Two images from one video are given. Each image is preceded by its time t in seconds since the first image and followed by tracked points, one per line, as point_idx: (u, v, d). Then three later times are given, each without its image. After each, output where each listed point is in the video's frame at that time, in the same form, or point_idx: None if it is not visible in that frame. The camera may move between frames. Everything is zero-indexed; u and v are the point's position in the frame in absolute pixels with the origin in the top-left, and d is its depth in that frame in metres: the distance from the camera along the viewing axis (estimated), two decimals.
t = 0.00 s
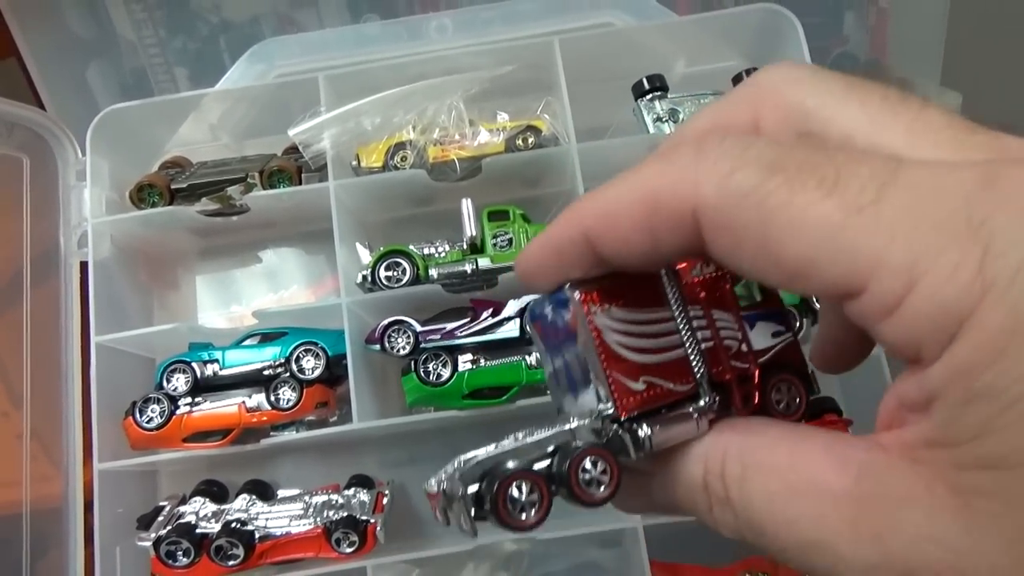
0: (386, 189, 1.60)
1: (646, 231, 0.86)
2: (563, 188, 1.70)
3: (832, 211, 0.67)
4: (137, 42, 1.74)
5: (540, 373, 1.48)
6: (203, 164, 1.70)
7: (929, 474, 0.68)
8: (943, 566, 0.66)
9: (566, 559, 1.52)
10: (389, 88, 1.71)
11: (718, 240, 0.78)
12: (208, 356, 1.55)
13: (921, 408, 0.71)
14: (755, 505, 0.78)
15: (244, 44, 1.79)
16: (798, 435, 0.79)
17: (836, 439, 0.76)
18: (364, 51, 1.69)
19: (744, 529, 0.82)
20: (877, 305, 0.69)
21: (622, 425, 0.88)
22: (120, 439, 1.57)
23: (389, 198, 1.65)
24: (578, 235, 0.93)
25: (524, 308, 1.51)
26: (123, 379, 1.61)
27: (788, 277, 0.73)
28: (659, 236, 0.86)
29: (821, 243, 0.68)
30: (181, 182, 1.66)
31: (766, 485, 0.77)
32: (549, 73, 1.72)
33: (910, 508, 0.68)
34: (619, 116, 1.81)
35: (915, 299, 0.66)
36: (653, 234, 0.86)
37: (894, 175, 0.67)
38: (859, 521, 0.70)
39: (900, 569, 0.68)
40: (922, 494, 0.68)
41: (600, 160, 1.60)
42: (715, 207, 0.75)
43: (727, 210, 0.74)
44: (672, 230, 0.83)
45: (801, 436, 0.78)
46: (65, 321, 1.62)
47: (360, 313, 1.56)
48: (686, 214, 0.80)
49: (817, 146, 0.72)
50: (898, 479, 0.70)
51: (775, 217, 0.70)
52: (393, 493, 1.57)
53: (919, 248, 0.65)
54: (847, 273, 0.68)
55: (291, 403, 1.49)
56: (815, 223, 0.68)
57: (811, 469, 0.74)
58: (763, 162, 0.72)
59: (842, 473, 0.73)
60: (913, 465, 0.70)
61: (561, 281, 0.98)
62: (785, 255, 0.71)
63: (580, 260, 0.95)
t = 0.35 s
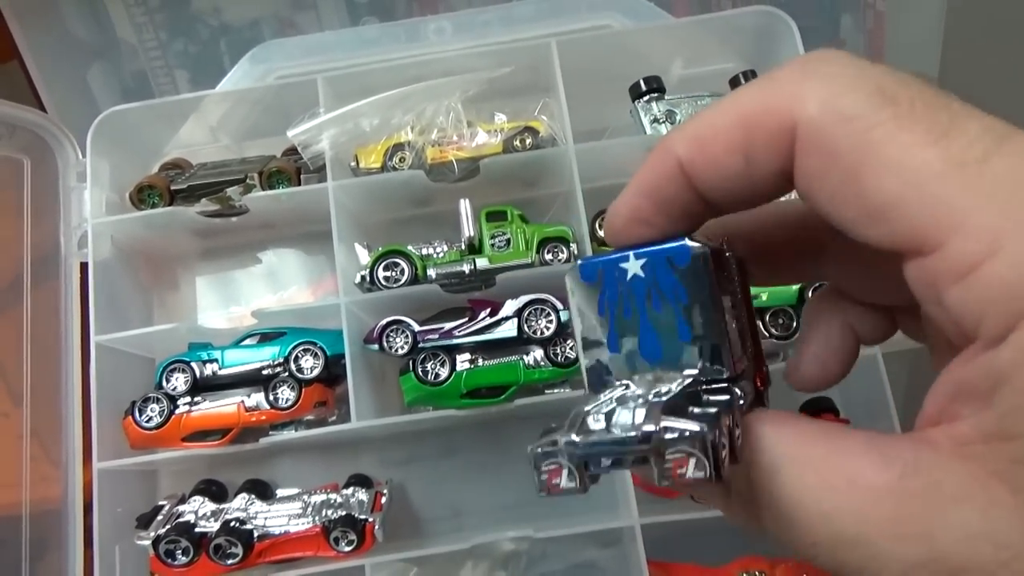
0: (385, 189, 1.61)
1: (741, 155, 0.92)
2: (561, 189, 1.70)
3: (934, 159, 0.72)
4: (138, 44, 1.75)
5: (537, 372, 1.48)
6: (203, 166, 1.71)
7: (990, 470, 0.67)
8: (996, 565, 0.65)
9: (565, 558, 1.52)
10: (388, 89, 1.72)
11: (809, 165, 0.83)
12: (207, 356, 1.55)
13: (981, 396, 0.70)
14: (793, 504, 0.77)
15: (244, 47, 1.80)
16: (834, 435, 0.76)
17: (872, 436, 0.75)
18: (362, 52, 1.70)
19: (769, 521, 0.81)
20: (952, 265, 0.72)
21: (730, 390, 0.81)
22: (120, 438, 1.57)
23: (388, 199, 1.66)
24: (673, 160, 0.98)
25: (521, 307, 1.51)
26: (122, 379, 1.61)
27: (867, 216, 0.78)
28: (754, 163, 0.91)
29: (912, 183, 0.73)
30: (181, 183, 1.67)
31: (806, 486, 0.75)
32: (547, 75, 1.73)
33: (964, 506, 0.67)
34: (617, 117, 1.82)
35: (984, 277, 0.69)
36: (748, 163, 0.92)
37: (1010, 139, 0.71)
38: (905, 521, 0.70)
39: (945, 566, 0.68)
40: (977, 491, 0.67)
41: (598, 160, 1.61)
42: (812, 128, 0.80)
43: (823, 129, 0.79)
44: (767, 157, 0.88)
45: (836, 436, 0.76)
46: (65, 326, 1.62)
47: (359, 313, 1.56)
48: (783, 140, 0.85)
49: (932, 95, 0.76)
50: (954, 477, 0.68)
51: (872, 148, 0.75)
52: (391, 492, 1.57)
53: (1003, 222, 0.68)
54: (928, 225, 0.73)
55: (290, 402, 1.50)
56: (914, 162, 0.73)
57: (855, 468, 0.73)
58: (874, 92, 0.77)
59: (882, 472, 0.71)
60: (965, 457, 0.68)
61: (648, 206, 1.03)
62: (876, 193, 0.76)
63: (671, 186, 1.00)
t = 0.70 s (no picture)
0: (390, 194, 1.61)
1: (792, 151, 0.92)
2: (565, 193, 1.70)
3: (973, 169, 0.75)
4: (144, 48, 1.76)
5: (541, 377, 1.48)
6: (208, 169, 1.71)
7: (1014, 466, 0.68)
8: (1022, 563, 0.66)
9: (569, 564, 1.51)
10: (393, 93, 1.72)
11: (859, 168, 0.84)
12: (210, 359, 1.55)
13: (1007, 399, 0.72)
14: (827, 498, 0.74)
15: (249, 50, 1.80)
16: (877, 430, 0.73)
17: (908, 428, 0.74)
18: (366, 56, 1.70)
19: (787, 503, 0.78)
20: (990, 268, 0.75)
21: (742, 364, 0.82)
22: (123, 442, 1.57)
23: (393, 203, 1.66)
24: (721, 152, 0.96)
25: (526, 312, 1.51)
26: (125, 382, 1.61)
27: (911, 220, 0.80)
28: (803, 164, 0.92)
29: (964, 193, 0.75)
30: (186, 186, 1.67)
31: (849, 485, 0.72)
32: (552, 80, 1.73)
33: (991, 495, 0.68)
34: (622, 121, 1.82)
35: (1016, 272, 0.74)
36: (797, 166, 0.92)
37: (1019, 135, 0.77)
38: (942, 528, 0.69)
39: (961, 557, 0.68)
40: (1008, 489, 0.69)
41: (603, 165, 1.61)
42: (870, 131, 0.82)
43: (882, 133, 0.81)
44: (817, 156, 0.89)
45: (878, 432, 0.73)
46: (69, 325, 1.63)
47: (363, 317, 1.56)
48: (834, 139, 0.86)
49: (963, 106, 0.80)
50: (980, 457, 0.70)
51: (922, 157, 0.78)
52: (394, 496, 1.56)
53: None
54: (970, 230, 0.76)
55: (293, 406, 1.50)
56: (961, 171, 0.76)
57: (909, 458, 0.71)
58: (925, 101, 0.80)
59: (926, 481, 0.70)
60: (999, 452, 0.69)
61: (687, 198, 0.99)
62: (924, 196, 0.78)
63: (715, 179, 0.97)
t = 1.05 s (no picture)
0: (380, 197, 1.63)
1: (749, 164, 0.93)
2: (555, 194, 1.72)
3: (928, 168, 0.72)
4: (137, 55, 1.77)
5: (531, 377, 1.48)
6: (201, 174, 1.72)
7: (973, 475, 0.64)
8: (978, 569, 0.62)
9: (561, 562, 1.52)
10: (383, 97, 1.73)
11: (818, 178, 0.83)
12: (204, 363, 1.57)
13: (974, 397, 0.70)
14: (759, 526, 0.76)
15: (240, 55, 1.81)
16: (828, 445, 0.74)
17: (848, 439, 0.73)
18: (356, 61, 1.72)
19: (740, 527, 0.79)
20: (950, 264, 0.72)
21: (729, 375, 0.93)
22: (119, 446, 1.59)
23: (383, 207, 1.68)
24: (686, 160, 1.00)
25: (515, 312, 1.53)
26: (120, 386, 1.63)
27: (869, 223, 0.78)
28: (760, 177, 0.94)
29: (911, 198, 0.73)
30: (178, 192, 1.69)
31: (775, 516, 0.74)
32: (541, 82, 1.74)
33: (952, 513, 0.64)
34: (611, 122, 1.84)
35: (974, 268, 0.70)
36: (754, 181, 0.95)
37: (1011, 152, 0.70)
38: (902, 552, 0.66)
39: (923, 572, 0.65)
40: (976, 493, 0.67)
41: (592, 166, 1.62)
42: (825, 143, 0.80)
43: (834, 146, 0.79)
44: (777, 166, 0.89)
45: (818, 447, 0.74)
46: (64, 329, 1.65)
47: (354, 319, 1.58)
48: (793, 151, 0.86)
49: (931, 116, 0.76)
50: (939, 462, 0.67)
51: (877, 163, 0.75)
52: (388, 497, 1.58)
53: (1009, 218, 0.67)
54: (928, 231, 0.73)
55: (287, 408, 1.51)
56: (915, 172, 0.72)
57: (845, 479, 0.70)
58: (885, 111, 0.76)
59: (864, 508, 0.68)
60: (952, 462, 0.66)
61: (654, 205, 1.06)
62: (884, 200, 0.75)
63: (682, 188, 1.03)
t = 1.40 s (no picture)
0: (382, 201, 1.63)
1: (761, 158, 0.97)
2: (557, 197, 1.72)
3: (923, 158, 0.77)
4: (139, 58, 1.77)
5: (534, 381, 1.48)
6: (202, 178, 1.72)
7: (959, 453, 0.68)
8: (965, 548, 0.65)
9: (563, 566, 1.52)
10: (385, 100, 1.73)
11: (821, 168, 0.87)
12: (206, 367, 1.57)
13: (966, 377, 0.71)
14: (763, 508, 0.79)
15: (243, 59, 1.81)
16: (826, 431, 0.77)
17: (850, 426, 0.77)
18: (359, 64, 1.72)
19: (754, 513, 0.82)
20: (939, 250, 0.75)
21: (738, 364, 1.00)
22: (121, 449, 1.58)
23: (385, 210, 1.68)
24: (699, 154, 1.04)
25: (517, 316, 1.52)
26: (121, 389, 1.62)
27: (868, 210, 0.82)
28: (772, 169, 0.97)
29: (908, 186, 0.77)
30: (180, 195, 1.69)
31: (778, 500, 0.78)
32: (543, 86, 1.74)
33: (942, 492, 0.67)
34: (613, 125, 1.83)
35: (961, 251, 0.74)
36: (765, 175, 0.99)
37: (1003, 145, 0.75)
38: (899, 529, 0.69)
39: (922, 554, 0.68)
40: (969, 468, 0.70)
41: (594, 169, 1.62)
42: (827, 134, 0.85)
43: (835, 138, 0.84)
44: (786, 158, 0.93)
45: (818, 434, 0.77)
46: (66, 332, 1.64)
47: (356, 323, 1.58)
48: (801, 145, 0.90)
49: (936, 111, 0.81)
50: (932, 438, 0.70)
51: (878, 147, 0.80)
52: (389, 501, 1.57)
53: (988, 210, 0.72)
54: (921, 217, 0.76)
55: (288, 412, 1.51)
56: (911, 159, 0.77)
57: (845, 462, 0.73)
58: (886, 106, 0.82)
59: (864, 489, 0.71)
60: (943, 443, 0.69)
61: (669, 196, 1.09)
62: (881, 186, 0.79)
63: (693, 182, 1.06)
